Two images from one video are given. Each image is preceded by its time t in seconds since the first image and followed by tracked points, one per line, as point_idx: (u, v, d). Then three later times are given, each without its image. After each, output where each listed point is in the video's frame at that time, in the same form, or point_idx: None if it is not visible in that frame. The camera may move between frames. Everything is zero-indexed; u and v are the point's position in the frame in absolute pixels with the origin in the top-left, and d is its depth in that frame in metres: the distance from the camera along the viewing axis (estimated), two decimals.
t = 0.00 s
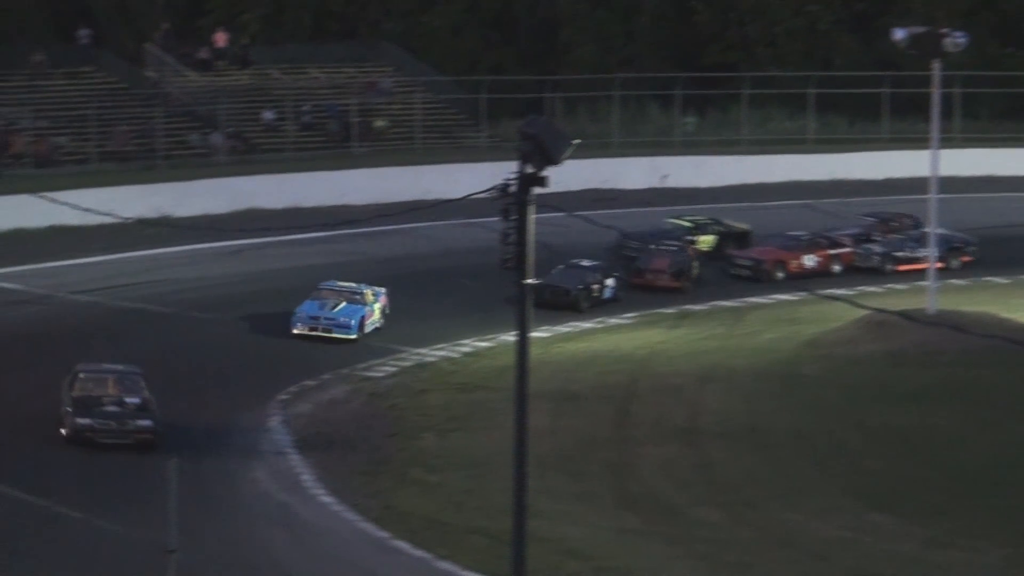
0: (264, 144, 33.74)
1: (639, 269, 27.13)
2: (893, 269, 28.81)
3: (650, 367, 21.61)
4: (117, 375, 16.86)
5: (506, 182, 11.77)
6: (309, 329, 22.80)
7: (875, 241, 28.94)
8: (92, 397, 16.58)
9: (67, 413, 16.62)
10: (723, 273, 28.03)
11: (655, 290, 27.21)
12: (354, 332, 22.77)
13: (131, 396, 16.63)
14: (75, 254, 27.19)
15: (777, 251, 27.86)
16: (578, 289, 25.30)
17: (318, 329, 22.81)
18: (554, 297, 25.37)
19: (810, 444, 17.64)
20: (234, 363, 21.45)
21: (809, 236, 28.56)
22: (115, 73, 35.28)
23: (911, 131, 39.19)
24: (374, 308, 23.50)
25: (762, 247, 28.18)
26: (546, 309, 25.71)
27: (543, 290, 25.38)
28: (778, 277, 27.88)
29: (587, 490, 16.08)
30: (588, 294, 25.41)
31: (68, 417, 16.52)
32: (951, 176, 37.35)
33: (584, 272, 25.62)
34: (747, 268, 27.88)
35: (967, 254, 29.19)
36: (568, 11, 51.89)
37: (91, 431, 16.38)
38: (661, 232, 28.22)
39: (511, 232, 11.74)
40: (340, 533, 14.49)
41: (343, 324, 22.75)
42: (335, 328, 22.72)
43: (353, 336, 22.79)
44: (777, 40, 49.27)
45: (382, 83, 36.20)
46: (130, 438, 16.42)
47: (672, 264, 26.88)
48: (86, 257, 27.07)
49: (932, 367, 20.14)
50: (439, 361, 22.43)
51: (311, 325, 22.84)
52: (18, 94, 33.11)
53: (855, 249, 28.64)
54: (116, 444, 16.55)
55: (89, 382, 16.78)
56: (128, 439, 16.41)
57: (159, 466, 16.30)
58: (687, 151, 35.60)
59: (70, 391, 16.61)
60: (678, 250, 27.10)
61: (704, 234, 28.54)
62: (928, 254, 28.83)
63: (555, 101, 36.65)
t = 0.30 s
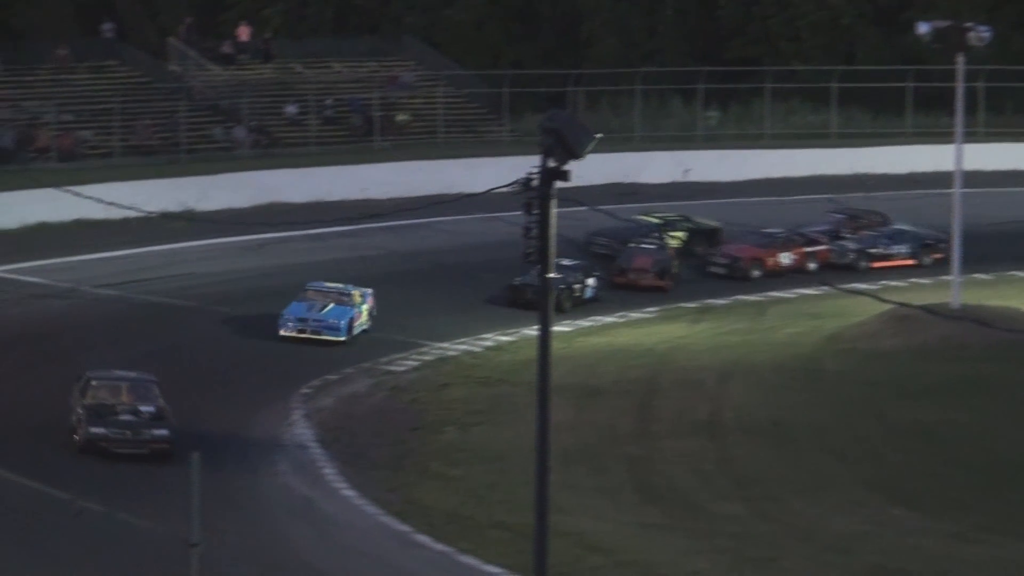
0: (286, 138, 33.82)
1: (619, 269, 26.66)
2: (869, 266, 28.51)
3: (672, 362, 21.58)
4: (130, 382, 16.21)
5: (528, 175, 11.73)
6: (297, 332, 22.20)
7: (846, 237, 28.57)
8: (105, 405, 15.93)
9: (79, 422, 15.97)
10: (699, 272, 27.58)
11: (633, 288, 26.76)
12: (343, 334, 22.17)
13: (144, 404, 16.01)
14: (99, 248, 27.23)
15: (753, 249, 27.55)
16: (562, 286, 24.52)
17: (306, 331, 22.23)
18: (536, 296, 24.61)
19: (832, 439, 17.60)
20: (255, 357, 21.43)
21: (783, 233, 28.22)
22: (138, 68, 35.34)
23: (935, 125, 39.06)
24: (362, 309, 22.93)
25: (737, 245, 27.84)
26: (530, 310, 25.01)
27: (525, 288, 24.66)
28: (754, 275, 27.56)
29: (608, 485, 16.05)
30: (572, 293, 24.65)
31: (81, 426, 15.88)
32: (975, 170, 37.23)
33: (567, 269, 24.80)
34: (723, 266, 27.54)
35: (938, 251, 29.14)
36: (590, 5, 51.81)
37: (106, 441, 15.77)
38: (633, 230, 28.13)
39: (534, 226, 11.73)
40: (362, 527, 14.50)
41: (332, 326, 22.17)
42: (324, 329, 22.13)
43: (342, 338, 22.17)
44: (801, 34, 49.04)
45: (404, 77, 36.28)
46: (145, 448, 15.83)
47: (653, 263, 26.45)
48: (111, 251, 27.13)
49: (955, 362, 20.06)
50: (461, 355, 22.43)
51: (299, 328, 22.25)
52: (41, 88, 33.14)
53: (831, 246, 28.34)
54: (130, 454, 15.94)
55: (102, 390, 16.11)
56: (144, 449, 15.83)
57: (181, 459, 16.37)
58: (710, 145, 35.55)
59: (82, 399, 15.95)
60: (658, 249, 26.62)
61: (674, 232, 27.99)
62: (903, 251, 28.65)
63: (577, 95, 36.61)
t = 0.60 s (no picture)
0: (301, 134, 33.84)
1: (608, 269, 26.33)
2: (851, 265, 28.38)
3: (686, 358, 21.57)
4: (141, 389, 15.88)
5: (543, 172, 11.72)
6: (290, 334, 21.86)
7: (828, 235, 28.39)
8: (116, 411, 15.58)
9: (90, 429, 15.63)
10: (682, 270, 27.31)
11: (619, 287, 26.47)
12: (338, 335, 21.84)
13: (156, 410, 15.69)
14: (114, 244, 27.27)
15: (738, 248, 27.34)
16: (549, 288, 24.52)
17: (299, 334, 21.87)
18: (523, 298, 24.61)
19: (846, 435, 17.59)
20: (269, 353, 21.48)
21: (767, 232, 28.07)
22: (153, 64, 35.38)
23: (951, 122, 38.98)
24: (355, 311, 22.63)
25: (720, 244, 27.60)
26: (515, 310, 24.97)
27: (512, 290, 24.64)
28: (739, 274, 27.35)
29: (622, 481, 16.07)
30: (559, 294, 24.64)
31: (92, 433, 15.53)
32: (991, 167, 37.16)
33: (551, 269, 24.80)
34: (707, 265, 27.34)
35: (920, 249, 29.05)
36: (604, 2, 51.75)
37: (118, 448, 15.43)
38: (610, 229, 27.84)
39: (548, 221, 11.69)
40: (377, 523, 14.52)
41: (326, 328, 21.82)
42: (318, 331, 21.77)
43: (336, 340, 21.85)
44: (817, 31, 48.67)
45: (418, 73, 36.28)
46: (158, 455, 15.50)
47: (642, 262, 26.19)
48: (126, 247, 27.16)
49: (970, 358, 20.03)
50: (476, 351, 22.44)
51: (292, 330, 21.89)
52: (56, 84, 33.17)
53: (814, 245, 28.20)
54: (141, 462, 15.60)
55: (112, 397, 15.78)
56: (156, 456, 15.50)
57: (196, 455, 16.41)
58: (724, 141, 35.53)
59: (92, 405, 15.61)
60: (643, 247, 26.54)
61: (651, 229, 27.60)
62: (884, 249, 28.55)
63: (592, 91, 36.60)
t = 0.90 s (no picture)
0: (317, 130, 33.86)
1: (599, 270, 25.91)
2: (837, 264, 28.23)
3: (702, 355, 21.57)
4: (154, 395, 15.58)
5: (558, 168, 11.70)
6: (286, 336, 21.29)
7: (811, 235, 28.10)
8: (130, 418, 15.28)
9: (104, 436, 15.30)
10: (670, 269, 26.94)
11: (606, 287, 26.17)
12: (334, 337, 21.35)
13: (170, 417, 15.35)
14: (130, 240, 27.35)
15: (724, 247, 27.05)
16: (540, 287, 24.05)
17: (294, 336, 21.32)
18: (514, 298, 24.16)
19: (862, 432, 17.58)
20: (285, 348, 21.51)
21: (752, 232, 27.76)
22: (171, 61, 35.43)
23: (968, 118, 38.87)
24: (349, 313, 22.20)
25: (705, 244, 27.29)
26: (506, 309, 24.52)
27: (502, 289, 24.20)
28: (726, 273, 27.07)
29: (637, 478, 16.07)
30: (550, 294, 24.19)
31: (107, 441, 15.21)
32: (1008, 163, 37.07)
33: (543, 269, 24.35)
34: (694, 264, 27.03)
35: (904, 247, 28.84)
36: None
37: (133, 456, 15.08)
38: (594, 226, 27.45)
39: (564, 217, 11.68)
40: (393, 519, 14.54)
41: (322, 330, 21.31)
42: (314, 334, 21.26)
43: (332, 343, 21.37)
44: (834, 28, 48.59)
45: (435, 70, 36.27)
46: (174, 464, 15.11)
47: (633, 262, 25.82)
48: (143, 244, 27.20)
49: (986, 355, 19.99)
50: (492, 348, 22.45)
51: (287, 333, 21.35)
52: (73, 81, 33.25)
53: (801, 245, 27.86)
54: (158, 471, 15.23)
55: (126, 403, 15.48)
56: (172, 465, 15.10)
57: (213, 452, 16.46)
58: (740, 138, 35.51)
59: (106, 412, 15.31)
60: (634, 248, 26.10)
61: (633, 228, 27.31)
62: (868, 249, 28.38)
63: (607, 89, 36.59)
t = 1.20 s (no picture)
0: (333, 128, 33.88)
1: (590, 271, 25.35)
2: (824, 264, 27.81)
3: (718, 352, 21.56)
4: (170, 402, 15.22)
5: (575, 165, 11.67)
6: (283, 340, 20.89)
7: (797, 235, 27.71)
8: (146, 426, 14.90)
9: (121, 444, 14.90)
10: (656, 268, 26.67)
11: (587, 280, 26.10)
12: (331, 340, 20.98)
13: (187, 425, 14.97)
14: (148, 237, 27.40)
15: (712, 247, 26.63)
16: (533, 289, 23.66)
17: (291, 339, 20.94)
18: (506, 300, 23.72)
19: (879, 429, 17.56)
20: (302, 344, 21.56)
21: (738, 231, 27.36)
22: (189, 58, 35.49)
23: (985, 116, 38.75)
24: (347, 314, 21.78)
25: (691, 243, 26.84)
26: (495, 310, 24.13)
27: (494, 291, 23.74)
28: (714, 273, 26.64)
29: (652, 475, 16.06)
30: (542, 295, 23.82)
31: (123, 448, 14.81)
32: None
33: (534, 271, 23.92)
34: (682, 263, 26.56)
35: (890, 246, 28.52)
36: None
37: (150, 464, 14.65)
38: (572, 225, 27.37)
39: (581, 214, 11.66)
40: (409, 516, 14.56)
41: (319, 333, 20.95)
42: (312, 337, 20.89)
43: (330, 346, 20.99)
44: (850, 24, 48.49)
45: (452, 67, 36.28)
46: (193, 473, 14.71)
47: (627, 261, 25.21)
48: (160, 241, 27.25)
49: (1005, 352, 19.94)
50: (508, 345, 22.46)
51: (284, 336, 20.96)
52: (91, 77, 33.28)
53: (789, 244, 27.49)
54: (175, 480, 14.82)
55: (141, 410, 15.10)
56: (190, 474, 14.71)
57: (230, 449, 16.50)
58: (756, 135, 35.49)
59: (121, 419, 14.92)
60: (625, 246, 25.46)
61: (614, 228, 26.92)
62: (855, 248, 28.03)
63: (624, 86, 36.59)
